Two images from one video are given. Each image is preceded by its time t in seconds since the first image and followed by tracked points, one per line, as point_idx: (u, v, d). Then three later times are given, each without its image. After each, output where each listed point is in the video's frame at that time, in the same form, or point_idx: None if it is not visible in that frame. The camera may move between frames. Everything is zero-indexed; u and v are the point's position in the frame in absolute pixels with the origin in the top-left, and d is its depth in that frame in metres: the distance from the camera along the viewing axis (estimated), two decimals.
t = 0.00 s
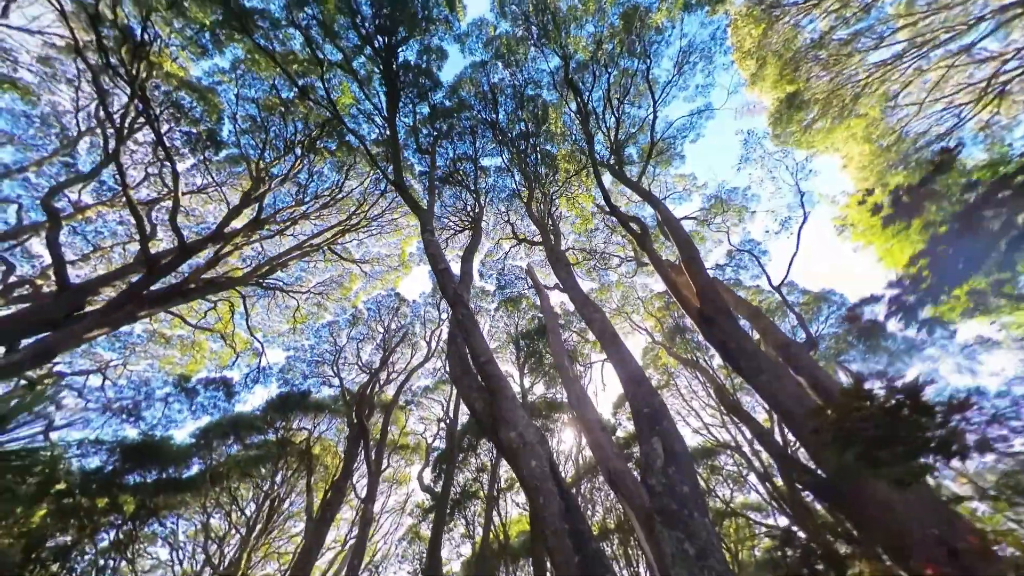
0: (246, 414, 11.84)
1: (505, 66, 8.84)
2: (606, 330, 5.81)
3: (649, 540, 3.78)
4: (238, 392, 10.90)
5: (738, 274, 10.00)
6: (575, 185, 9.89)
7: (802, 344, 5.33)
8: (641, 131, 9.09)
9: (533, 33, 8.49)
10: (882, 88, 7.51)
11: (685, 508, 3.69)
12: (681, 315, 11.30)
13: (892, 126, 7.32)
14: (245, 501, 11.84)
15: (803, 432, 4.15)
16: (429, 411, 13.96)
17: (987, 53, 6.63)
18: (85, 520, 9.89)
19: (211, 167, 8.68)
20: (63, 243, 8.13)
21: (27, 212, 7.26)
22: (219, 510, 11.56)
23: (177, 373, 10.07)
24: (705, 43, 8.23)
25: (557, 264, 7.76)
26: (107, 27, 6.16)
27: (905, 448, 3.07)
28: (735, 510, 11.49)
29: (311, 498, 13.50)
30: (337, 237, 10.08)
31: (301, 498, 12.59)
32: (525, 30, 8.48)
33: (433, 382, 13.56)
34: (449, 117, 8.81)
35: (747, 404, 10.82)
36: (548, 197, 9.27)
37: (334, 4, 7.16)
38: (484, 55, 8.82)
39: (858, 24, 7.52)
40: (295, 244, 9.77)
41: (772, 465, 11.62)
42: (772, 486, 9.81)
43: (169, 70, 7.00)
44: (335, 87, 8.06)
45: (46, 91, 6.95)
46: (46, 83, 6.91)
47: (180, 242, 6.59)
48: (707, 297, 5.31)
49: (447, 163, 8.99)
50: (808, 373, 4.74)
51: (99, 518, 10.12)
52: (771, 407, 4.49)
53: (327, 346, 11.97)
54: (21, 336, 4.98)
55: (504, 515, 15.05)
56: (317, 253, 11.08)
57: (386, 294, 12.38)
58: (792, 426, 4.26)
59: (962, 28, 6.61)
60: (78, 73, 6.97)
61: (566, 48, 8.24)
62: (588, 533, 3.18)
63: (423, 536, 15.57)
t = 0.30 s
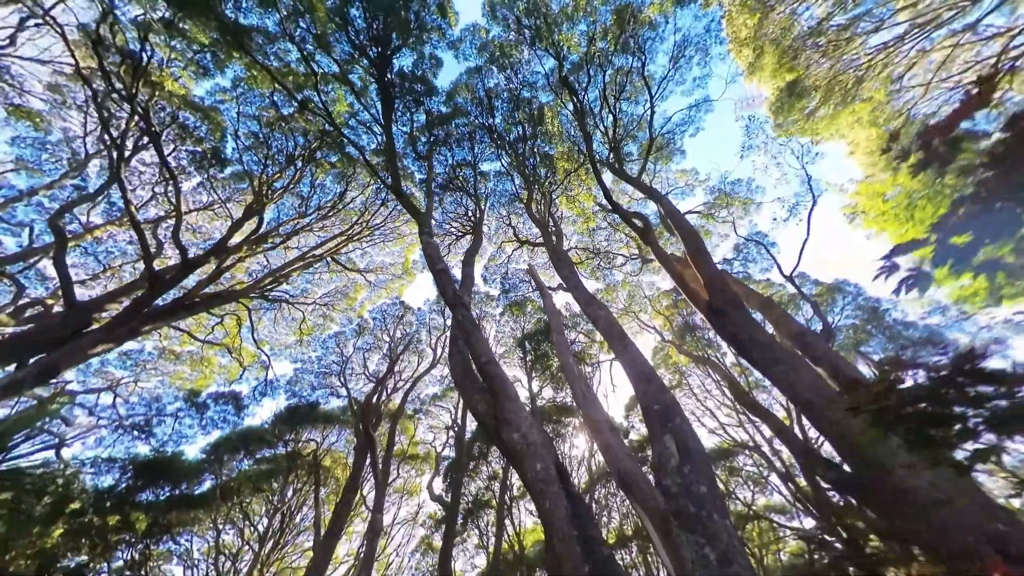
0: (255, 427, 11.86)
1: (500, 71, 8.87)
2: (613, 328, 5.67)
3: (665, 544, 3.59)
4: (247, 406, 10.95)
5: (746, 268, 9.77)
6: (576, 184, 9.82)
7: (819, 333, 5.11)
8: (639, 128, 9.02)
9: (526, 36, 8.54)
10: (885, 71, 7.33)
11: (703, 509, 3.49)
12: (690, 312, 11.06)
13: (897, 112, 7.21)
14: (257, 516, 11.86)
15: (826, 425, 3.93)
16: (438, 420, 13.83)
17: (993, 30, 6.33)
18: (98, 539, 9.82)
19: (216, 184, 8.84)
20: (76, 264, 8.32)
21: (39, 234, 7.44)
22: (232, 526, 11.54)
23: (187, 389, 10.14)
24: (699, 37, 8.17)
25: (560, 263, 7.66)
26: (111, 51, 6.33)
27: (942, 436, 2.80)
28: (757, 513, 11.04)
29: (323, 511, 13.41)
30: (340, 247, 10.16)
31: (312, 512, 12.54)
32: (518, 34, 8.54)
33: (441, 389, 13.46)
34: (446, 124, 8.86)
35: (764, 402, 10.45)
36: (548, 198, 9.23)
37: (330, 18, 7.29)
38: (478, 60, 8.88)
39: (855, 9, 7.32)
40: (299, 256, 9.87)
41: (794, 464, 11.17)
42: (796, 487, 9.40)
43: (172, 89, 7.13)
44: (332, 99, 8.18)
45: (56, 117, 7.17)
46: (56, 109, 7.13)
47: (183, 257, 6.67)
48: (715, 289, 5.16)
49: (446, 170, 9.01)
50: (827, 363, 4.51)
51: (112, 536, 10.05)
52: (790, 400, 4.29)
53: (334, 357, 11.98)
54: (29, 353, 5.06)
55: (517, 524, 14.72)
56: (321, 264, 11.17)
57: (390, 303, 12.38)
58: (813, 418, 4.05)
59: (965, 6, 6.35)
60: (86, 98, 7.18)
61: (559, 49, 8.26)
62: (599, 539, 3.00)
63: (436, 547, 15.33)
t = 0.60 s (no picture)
0: (259, 432, 11.85)
1: (497, 70, 8.85)
2: (616, 324, 5.59)
3: (675, 545, 3.48)
4: (251, 411, 10.95)
5: (751, 263, 9.64)
6: (576, 182, 9.75)
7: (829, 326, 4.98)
8: (639, 125, 8.96)
9: (523, 35, 8.51)
10: (888, 61, 7.28)
11: (714, 508, 3.39)
12: (695, 309, 10.93)
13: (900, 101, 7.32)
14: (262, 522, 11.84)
15: (840, 419, 3.81)
16: (441, 422, 13.74)
17: (998, 17, 6.21)
18: (103, 547, 9.80)
19: (218, 190, 8.88)
20: (80, 273, 8.37)
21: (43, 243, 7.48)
22: (237, 532, 11.52)
23: (191, 394, 10.17)
24: (698, 31, 8.11)
25: (561, 261, 7.58)
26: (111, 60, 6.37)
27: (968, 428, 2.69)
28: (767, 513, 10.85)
29: (328, 516, 13.36)
30: (341, 251, 10.16)
31: (317, 517, 12.50)
32: (515, 33, 8.52)
33: (444, 392, 13.39)
34: (444, 125, 8.84)
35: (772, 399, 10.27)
36: (547, 197, 9.16)
37: (326, 21, 7.28)
38: (475, 61, 8.86)
39: None
40: (299, 260, 9.87)
41: (805, 463, 10.97)
42: (807, 485, 9.22)
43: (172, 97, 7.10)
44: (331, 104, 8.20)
45: (59, 127, 7.22)
46: (58, 119, 7.18)
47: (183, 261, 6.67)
48: (720, 283, 5.06)
49: (446, 171, 8.99)
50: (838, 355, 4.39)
51: (118, 544, 9.98)
52: (800, 394, 4.17)
53: (337, 361, 11.97)
54: (32, 360, 5.09)
55: (523, 528, 14.57)
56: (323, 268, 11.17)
57: (392, 305, 12.35)
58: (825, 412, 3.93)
59: None
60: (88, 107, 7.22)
61: (557, 47, 8.23)
62: (605, 541, 2.89)
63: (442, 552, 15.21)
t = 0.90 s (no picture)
0: (263, 437, 11.84)
1: (496, 71, 8.85)
2: (620, 322, 5.52)
3: (686, 547, 3.40)
4: (255, 416, 10.97)
5: (755, 260, 9.55)
6: (577, 182, 9.71)
7: (838, 320, 4.88)
8: (638, 123, 8.91)
9: (521, 35, 8.50)
10: (890, 53, 7.19)
11: (726, 509, 3.31)
12: (699, 307, 10.84)
13: (903, 93, 7.37)
14: (268, 527, 11.86)
15: (853, 416, 3.71)
16: (446, 425, 13.71)
17: (1002, 6, 6.17)
18: (109, 553, 9.80)
19: (220, 196, 8.93)
20: (85, 280, 8.42)
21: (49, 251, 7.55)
22: (243, 537, 11.54)
23: (196, 399, 10.21)
24: (696, 27, 8.06)
25: (563, 260, 7.53)
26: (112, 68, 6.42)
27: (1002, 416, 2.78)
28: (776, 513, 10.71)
29: (334, 520, 13.34)
30: (342, 254, 10.17)
31: (323, 521, 12.49)
32: (513, 34, 8.52)
33: (448, 394, 13.36)
34: (444, 127, 8.84)
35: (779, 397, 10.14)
36: (548, 196, 9.12)
37: (323, 25, 7.30)
38: (473, 62, 8.85)
39: None
40: (301, 263, 9.89)
41: (814, 461, 10.81)
42: (817, 484, 9.07)
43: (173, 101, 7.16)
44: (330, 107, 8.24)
45: (62, 135, 7.27)
46: (62, 128, 7.22)
47: (184, 266, 6.67)
48: (725, 278, 4.98)
49: (446, 173, 9.00)
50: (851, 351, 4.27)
51: (124, 551, 10.04)
52: (811, 390, 4.08)
53: (340, 364, 11.99)
54: (35, 368, 5.10)
55: (529, 530, 14.49)
56: (325, 272, 11.19)
57: (395, 308, 12.35)
58: (838, 409, 3.83)
59: None
60: (90, 116, 7.27)
61: (555, 46, 8.22)
62: (613, 544, 2.82)
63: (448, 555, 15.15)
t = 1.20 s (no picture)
0: (268, 441, 11.84)
1: (495, 72, 8.85)
2: (624, 321, 5.48)
3: (698, 547, 3.33)
4: (260, 420, 11.00)
5: (759, 256, 9.47)
6: (579, 181, 9.67)
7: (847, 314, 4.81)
8: (638, 121, 8.87)
9: (520, 35, 8.49)
10: (892, 46, 7.15)
11: (740, 507, 3.25)
12: (703, 305, 10.76)
13: (906, 86, 7.30)
14: (274, 531, 11.88)
15: (866, 410, 3.64)
16: (450, 427, 13.69)
17: None
18: (117, 559, 9.81)
19: (223, 202, 8.99)
20: (91, 287, 8.49)
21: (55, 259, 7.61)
22: (249, 542, 11.57)
23: (201, 404, 10.23)
24: (696, 24, 8.03)
25: (565, 259, 7.49)
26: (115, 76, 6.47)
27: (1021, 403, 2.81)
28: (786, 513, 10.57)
29: (339, 523, 13.32)
30: (345, 257, 10.18)
31: (329, 525, 12.48)
32: (511, 34, 8.52)
33: (452, 396, 13.34)
34: (444, 129, 8.84)
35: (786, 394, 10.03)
36: (550, 196, 9.09)
37: (322, 29, 7.31)
38: (472, 63, 8.86)
39: None
40: (304, 267, 9.91)
41: (824, 459, 10.67)
42: (827, 482, 8.94)
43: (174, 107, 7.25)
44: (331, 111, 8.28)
45: (67, 144, 7.34)
46: (67, 136, 7.30)
47: (188, 271, 6.69)
48: (730, 274, 4.94)
49: (446, 174, 9.02)
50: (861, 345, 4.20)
51: (132, 556, 10.08)
52: (822, 385, 4.00)
53: (344, 367, 12.01)
54: (43, 375, 5.14)
55: (536, 532, 14.41)
56: (328, 276, 11.23)
57: (397, 311, 12.35)
58: (850, 404, 3.75)
59: None
60: (94, 124, 7.35)
61: (554, 45, 8.22)
62: (624, 544, 2.77)
63: (454, 558, 15.09)
